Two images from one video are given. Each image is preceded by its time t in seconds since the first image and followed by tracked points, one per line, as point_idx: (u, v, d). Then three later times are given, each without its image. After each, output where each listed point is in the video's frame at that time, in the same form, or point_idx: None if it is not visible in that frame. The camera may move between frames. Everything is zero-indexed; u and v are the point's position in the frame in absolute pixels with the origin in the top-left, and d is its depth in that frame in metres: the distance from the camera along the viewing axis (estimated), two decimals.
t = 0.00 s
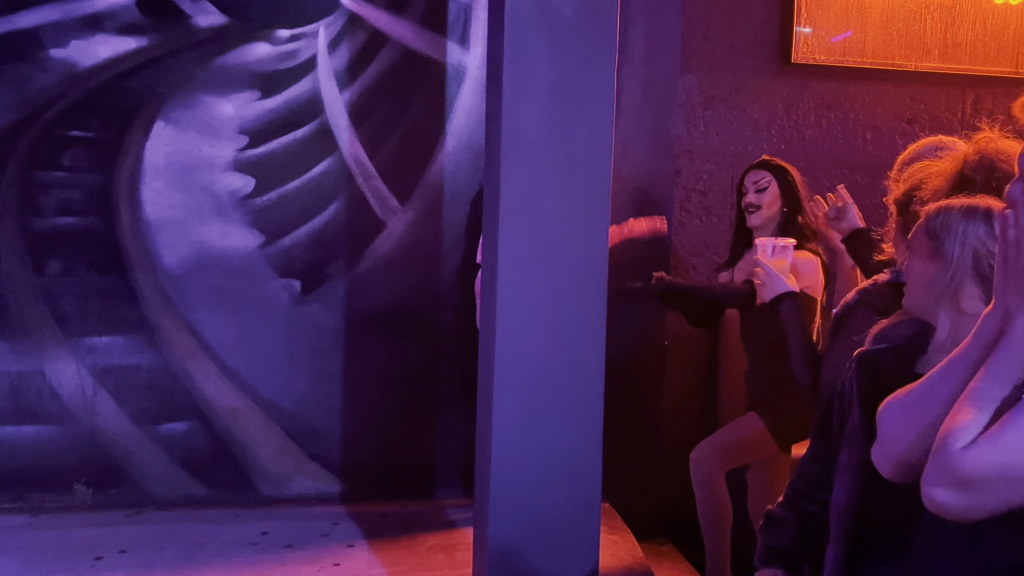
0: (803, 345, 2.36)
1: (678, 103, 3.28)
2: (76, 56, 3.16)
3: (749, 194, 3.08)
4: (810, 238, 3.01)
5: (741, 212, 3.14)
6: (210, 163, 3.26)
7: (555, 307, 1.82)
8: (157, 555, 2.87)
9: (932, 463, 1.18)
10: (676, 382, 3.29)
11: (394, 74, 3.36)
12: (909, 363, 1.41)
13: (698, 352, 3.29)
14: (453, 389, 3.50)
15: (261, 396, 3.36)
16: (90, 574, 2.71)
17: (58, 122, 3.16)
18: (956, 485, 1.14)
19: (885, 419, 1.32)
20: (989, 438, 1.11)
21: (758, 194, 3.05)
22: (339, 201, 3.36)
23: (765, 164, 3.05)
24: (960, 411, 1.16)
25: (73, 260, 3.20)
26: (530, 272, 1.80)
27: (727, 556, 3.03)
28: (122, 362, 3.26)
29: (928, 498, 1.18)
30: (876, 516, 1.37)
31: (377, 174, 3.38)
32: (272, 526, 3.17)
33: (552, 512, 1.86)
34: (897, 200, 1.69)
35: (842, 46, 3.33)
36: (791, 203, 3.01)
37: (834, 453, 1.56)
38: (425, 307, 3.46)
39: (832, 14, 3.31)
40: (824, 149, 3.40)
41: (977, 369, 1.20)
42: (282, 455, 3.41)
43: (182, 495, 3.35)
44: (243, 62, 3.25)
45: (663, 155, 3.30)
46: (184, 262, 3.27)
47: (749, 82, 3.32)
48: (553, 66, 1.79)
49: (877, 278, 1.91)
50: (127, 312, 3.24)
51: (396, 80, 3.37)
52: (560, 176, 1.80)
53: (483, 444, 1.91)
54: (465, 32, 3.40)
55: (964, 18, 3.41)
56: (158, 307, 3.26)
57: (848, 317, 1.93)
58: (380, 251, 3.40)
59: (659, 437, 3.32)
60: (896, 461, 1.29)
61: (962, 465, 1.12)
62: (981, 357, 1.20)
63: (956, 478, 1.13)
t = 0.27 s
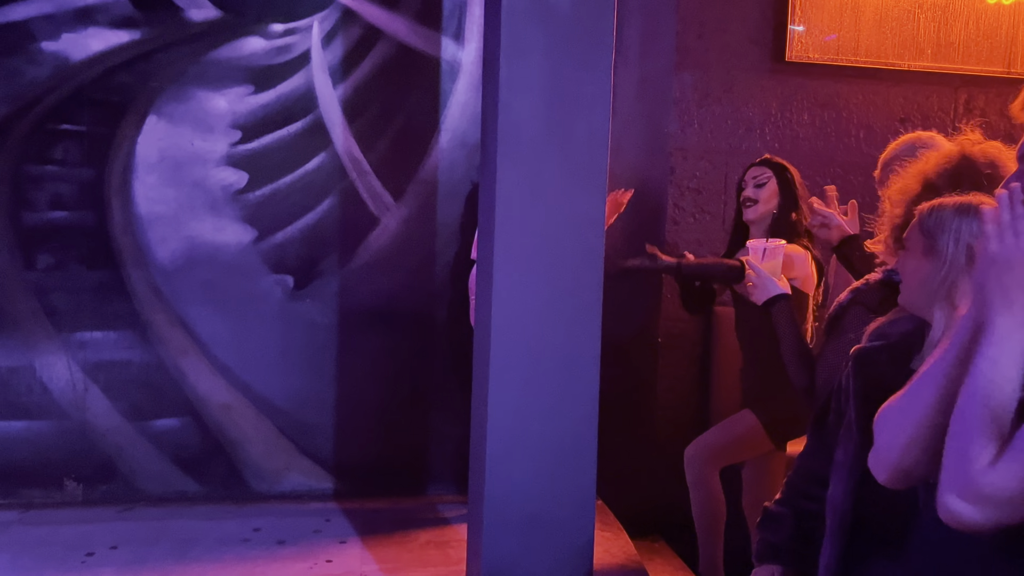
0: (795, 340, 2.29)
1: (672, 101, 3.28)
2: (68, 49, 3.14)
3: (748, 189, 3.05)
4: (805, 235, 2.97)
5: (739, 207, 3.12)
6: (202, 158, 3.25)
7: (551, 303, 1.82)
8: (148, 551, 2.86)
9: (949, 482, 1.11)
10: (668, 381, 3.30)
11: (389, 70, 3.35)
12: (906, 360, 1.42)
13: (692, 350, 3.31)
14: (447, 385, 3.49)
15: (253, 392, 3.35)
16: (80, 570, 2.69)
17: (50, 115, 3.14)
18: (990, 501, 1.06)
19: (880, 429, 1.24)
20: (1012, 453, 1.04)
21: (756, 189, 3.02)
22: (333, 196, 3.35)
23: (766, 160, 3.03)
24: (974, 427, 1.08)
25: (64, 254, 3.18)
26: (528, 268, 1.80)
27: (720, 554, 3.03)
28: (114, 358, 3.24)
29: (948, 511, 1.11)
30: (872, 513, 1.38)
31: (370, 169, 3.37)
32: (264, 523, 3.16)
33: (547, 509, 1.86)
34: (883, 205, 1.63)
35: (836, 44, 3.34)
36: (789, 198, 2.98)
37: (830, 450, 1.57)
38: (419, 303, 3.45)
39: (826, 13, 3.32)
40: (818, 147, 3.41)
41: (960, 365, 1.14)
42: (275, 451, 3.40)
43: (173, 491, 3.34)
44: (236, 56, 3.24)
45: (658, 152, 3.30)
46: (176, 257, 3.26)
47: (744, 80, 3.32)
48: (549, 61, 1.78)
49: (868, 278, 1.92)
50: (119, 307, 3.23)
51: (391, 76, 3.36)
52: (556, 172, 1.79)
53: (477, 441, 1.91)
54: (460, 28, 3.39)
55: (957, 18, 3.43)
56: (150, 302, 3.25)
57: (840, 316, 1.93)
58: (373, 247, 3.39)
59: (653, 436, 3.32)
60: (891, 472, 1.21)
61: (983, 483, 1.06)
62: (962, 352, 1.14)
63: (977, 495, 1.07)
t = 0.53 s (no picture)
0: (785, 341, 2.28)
1: (668, 101, 3.29)
2: (62, 46, 3.13)
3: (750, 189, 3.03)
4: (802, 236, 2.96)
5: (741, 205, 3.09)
6: (197, 156, 3.24)
7: (546, 303, 1.81)
8: (140, 550, 2.84)
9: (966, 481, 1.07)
10: (664, 378, 3.35)
11: (384, 69, 3.35)
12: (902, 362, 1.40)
13: (686, 349, 3.34)
14: (442, 384, 3.49)
15: (247, 391, 3.35)
16: (72, 569, 2.68)
17: (43, 112, 3.12)
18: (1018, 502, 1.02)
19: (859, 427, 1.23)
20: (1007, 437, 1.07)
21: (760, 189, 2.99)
22: (328, 195, 3.34)
23: (770, 160, 3.00)
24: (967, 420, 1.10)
25: (57, 252, 3.17)
26: (523, 268, 1.80)
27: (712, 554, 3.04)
28: (107, 356, 3.23)
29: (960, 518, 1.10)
30: (866, 514, 1.38)
31: (365, 168, 3.36)
32: (257, 522, 3.15)
33: (542, 509, 1.86)
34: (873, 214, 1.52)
35: (831, 45, 3.35)
36: (790, 200, 2.96)
37: (825, 450, 1.57)
38: (414, 303, 3.45)
39: (821, 14, 3.32)
40: (813, 148, 3.42)
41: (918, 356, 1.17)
42: (269, 450, 3.39)
43: (167, 490, 3.33)
44: (231, 54, 3.23)
45: (653, 152, 3.30)
46: (170, 255, 3.24)
47: (739, 80, 3.33)
48: (545, 61, 1.78)
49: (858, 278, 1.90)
50: (113, 305, 3.22)
51: (386, 74, 3.35)
52: (552, 172, 1.79)
53: (472, 440, 1.90)
54: (456, 27, 3.39)
55: (951, 20, 3.44)
56: (144, 300, 3.23)
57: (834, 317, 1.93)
58: (368, 246, 3.38)
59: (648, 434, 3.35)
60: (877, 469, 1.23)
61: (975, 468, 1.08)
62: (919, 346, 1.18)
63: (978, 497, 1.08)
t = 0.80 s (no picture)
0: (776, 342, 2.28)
1: (663, 102, 3.29)
2: (55, 44, 3.11)
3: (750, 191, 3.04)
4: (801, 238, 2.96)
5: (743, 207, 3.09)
6: (191, 154, 3.23)
7: (540, 303, 1.81)
8: (133, 550, 2.83)
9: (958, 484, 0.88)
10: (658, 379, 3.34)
11: (379, 68, 3.34)
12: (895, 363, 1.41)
13: (682, 349, 3.33)
14: (436, 384, 3.49)
15: (241, 390, 3.34)
16: (64, 569, 2.67)
17: (36, 110, 3.11)
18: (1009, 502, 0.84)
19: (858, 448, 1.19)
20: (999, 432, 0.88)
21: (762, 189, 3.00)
22: (323, 194, 3.34)
23: (773, 162, 3.01)
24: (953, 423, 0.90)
25: (50, 250, 3.15)
26: (518, 267, 1.79)
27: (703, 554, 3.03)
28: (100, 355, 3.21)
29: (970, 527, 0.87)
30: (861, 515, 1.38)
31: (360, 167, 3.36)
32: (251, 522, 3.15)
33: (536, 509, 1.86)
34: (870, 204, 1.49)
35: (826, 47, 3.35)
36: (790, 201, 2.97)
37: (817, 450, 1.58)
38: (409, 303, 3.45)
39: (816, 15, 3.33)
40: (807, 149, 3.42)
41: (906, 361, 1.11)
42: (262, 450, 3.38)
43: (159, 489, 3.32)
44: (226, 53, 3.22)
45: (649, 152, 3.30)
46: (164, 253, 3.23)
47: (734, 81, 3.33)
48: (541, 60, 1.78)
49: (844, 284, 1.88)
50: (106, 304, 3.20)
51: (381, 74, 3.35)
52: (547, 172, 1.79)
53: (466, 439, 1.90)
54: (451, 26, 3.39)
55: (945, 22, 3.45)
56: (137, 299, 3.22)
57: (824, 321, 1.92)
58: (363, 245, 3.38)
59: (644, 434, 3.34)
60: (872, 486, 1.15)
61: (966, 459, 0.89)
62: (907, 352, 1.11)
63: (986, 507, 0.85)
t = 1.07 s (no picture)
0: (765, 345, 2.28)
1: (657, 103, 3.29)
2: (47, 43, 3.10)
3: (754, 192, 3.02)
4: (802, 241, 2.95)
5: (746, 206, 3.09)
6: (184, 154, 3.22)
7: (531, 305, 1.81)
8: (123, 552, 2.82)
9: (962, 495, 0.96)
10: (650, 380, 3.33)
11: (373, 68, 3.34)
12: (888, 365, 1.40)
13: (676, 350, 3.33)
14: (429, 385, 3.48)
15: (233, 391, 3.33)
16: (54, 570, 2.66)
17: (27, 109, 3.09)
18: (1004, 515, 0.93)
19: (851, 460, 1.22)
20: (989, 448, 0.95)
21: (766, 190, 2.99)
22: (315, 194, 3.33)
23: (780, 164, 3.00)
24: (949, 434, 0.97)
25: (41, 250, 3.14)
26: (509, 268, 1.79)
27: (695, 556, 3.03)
28: (91, 355, 3.20)
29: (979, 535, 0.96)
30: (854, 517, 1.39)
31: (353, 168, 3.35)
32: (242, 523, 3.13)
33: (527, 510, 1.85)
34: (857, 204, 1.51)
35: (820, 48, 3.35)
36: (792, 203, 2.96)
37: (809, 452, 1.57)
38: (402, 303, 3.44)
39: (810, 17, 3.33)
40: (801, 150, 3.43)
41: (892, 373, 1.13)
42: (254, 451, 3.37)
43: (151, 490, 3.30)
44: (218, 52, 3.21)
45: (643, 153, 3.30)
46: (156, 253, 3.22)
47: (728, 83, 3.33)
48: (533, 61, 1.77)
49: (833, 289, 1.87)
50: (98, 304, 3.19)
51: (375, 74, 3.34)
52: (538, 173, 1.79)
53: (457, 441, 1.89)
54: (445, 26, 3.38)
55: (938, 24, 3.46)
56: (129, 299, 3.21)
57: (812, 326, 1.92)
58: (356, 246, 3.37)
59: (637, 436, 3.34)
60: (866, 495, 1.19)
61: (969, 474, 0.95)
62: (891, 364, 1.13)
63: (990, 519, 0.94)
